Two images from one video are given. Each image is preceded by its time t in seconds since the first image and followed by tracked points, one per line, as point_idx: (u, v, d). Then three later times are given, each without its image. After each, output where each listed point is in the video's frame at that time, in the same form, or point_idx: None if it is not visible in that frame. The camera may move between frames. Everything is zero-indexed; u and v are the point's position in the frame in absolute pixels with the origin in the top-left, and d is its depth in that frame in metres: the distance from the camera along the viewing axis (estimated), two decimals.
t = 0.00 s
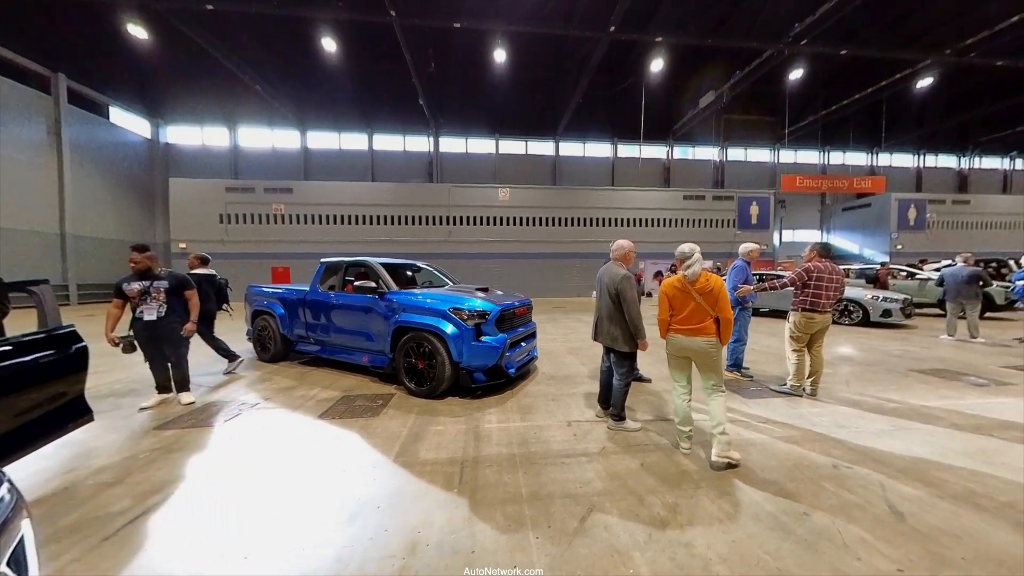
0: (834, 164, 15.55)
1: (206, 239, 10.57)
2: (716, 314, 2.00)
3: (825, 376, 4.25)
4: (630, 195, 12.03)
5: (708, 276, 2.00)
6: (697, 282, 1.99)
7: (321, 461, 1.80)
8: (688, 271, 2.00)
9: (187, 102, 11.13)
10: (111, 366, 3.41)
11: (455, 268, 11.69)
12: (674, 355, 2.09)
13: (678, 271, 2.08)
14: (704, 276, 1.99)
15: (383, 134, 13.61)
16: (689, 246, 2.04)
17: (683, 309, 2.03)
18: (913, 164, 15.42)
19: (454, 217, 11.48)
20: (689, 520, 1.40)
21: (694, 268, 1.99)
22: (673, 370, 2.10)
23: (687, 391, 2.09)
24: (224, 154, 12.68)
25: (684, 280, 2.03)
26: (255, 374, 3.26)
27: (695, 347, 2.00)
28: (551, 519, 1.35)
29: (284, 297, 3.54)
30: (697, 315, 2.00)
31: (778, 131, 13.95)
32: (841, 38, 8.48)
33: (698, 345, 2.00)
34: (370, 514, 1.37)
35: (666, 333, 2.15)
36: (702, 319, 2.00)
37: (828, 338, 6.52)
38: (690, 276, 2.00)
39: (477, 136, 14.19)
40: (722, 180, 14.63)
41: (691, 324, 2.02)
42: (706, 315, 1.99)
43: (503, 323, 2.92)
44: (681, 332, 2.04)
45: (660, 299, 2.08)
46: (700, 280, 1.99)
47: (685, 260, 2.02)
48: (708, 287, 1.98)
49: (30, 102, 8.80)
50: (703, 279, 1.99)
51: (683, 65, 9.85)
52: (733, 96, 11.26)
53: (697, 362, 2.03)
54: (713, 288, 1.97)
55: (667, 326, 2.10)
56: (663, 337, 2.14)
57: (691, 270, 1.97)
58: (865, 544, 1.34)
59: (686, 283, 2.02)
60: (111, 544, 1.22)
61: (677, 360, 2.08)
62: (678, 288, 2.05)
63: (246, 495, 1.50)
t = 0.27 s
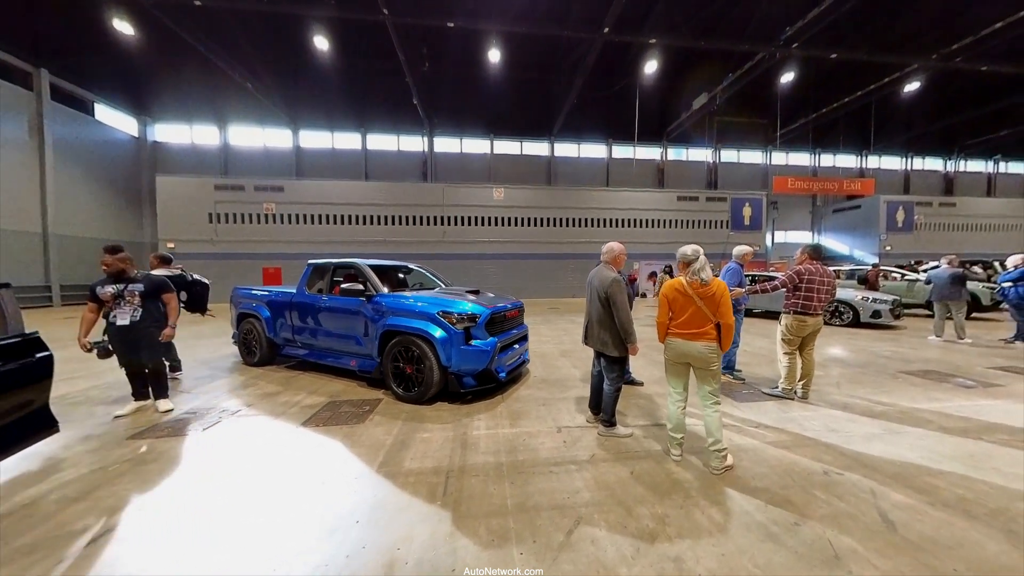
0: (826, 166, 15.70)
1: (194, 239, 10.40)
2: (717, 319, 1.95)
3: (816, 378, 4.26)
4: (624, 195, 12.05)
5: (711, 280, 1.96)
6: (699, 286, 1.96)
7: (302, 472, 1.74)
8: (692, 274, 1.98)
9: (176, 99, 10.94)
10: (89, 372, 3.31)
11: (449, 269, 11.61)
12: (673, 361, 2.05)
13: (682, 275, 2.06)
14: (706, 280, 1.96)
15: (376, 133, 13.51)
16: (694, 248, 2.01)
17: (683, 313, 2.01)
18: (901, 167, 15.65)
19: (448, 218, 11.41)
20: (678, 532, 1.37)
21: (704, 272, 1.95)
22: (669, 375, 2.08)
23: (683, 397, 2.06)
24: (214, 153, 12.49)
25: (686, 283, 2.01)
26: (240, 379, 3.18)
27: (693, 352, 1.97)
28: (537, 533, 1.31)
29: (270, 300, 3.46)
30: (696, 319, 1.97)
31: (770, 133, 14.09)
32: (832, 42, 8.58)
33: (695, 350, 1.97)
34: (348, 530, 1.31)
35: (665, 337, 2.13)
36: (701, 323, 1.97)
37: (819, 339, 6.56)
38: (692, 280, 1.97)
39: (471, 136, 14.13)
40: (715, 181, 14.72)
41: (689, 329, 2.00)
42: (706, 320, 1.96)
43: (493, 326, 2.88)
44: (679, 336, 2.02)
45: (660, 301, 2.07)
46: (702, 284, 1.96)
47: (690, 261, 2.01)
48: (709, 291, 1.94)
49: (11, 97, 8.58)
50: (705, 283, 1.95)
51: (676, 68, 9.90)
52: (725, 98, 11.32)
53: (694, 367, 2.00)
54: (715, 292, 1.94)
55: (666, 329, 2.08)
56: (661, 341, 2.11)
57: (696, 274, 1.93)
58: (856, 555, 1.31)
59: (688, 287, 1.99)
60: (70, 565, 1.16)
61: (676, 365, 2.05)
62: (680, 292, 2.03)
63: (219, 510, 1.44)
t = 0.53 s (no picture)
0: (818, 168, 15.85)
1: (183, 239, 10.21)
2: (721, 322, 1.95)
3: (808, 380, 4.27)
4: (618, 196, 12.06)
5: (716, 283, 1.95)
6: (703, 289, 1.93)
7: (283, 481, 1.67)
8: (695, 276, 1.95)
9: (164, 96, 10.75)
10: (66, 376, 3.20)
11: (443, 269, 11.53)
12: (674, 365, 2.00)
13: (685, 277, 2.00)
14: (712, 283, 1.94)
15: (370, 133, 13.40)
16: (695, 250, 2.02)
17: (686, 316, 1.97)
18: (891, 169, 15.83)
19: (443, 218, 11.34)
20: (670, 543, 1.33)
21: (708, 274, 1.92)
22: (668, 381, 2.04)
23: (680, 403, 2.02)
24: (204, 151, 12.29)
25: (691, 286, 1.97)
26: (224, 383, 3.10)
27: (697, 356, 1.93)
28: (524, 546, 1.27)
29: (256, 302, 3.38)
30: (701, 323, 1.94)
31: (762, 135, 14.21)
32: (822, 45, 8.67)
33: (699, 354, 1.93)
34: (326, 544, 1.25)
35: (664, 341, 2.09)
36: (706, 327, 1.94)
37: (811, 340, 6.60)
38: (698, 283, 1.95)
39: (466, 136, 14.07)
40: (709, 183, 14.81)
41: (692, 333, 1.96)
42: (711, 324, 1.93)
43: (485, 329, 2.84)
44: (682, 340, 1.98)
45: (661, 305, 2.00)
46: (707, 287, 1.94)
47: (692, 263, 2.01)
48: (715, 294, 1.93)
49: None
50: (710, 285, 1.93)
51: (670, 70, 9.94)
52: (718, 100, 11.39)
53: (697, 371, 1.97)
54: (721, 296, 1.92)
55: (667, 333, 2.04)
56: (661, 345, 2.06)
57: (702, 276, 1.89)
58: (850, 565, 1.29)
59: (694, 289, 1.95)
60: None
61: (676, 370, 2.01)
62: (683, 294, 1.98)
63: (192, 524, 1.37)
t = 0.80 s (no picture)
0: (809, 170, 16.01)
1: (171, 239, 10.04)
2: (716, 326, 1.93)
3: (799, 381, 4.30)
4: (613, 197, 12.09)
5: (709, 286, 1.93)
6: (696, 292, 1.92)
7: (263, 490, 1.63)
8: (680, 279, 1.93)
9: (152, 93, 10.56)
10: (43, 382, 3.10)
11: (438, 269, 11.46)
12: (668, 369, 2.00)
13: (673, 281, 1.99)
14: (706, 286, 1.92)
15: (364, 132, 13.29)
16: (687, 252, 2.00)
17: (680, 319, 1.96)
18: (879, 171, 16.08)
19: (437, 218, 11.27)
20: (658, 551, 1.32)
21: (691, 276, 1.89)
22: (662, 384, 2.03)
23: (672, 407, 2.01)
24: (193, 149, 12.10)
25: (682, 289, 1.95)
26: (208, 387, 3.03)
27: (691, 360, 1.93)
28: (509, 557, 1.24)
29: (242, 304, 3.32)
30: (695, 327, 1.93)
31: (754, 137, 14.35)
32: (813, 49, 8.77)
33: (693, 358, 1.92)
34: (304, 558, 1.22)
35: (659, 344, 2.08)
36: (700, 330, 1.93)
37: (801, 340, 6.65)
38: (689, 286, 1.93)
39: (461, 136, 14.00)
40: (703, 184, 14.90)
41: (687, 336, 1.96)
42: (705, 328, 1.92)
43: (475, 331, 2.81)
44: (676, 343, 1.98)
45: (657, 307, 2.00)
46: (701, 290, 1.92)
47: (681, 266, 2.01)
48: (709, 297, 1.91)
49: None
50: (704, 288, 1.92)
51: (664, 72, 9.98)
52: (712, 102, 11.47)
53: (691, 376, 1.95)
54: (716, 299, 1.91)
55: (662, 336, 2.03)
56: (656, 348, 2.06)
57: (682, 278, 1.88)
58: (837, 572, 1.28)
59: (686, 293, 1.92)
60: None
61: (669, 374, 2.00)
62: (677, 297, 1.97)
63: (165, 538, 1.33)
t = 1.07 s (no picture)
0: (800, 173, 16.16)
1: (159, 238, 9.86)
2: (703, 327, 1.91)
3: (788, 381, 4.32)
4: (607, 197, 12.10)
5: (696, 285, 1.92)
6: (682, 292, 1.91)
7: (242, 496, 1.59)
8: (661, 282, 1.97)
9: (140, 90, 10.38)
10: (18, 386, 3.01)
11: (432, 269, 11.37)
12: (657, 369, 1.99)
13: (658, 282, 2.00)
14: (690, 286, 1.91)
15: (358, 131, 13.18)
16: (675, 252, 1.98)
17: (668, 319, 1.95)
18: (868, 173, 16.32)
19: (431, 218, 11.20)
20: (643, 556, 1.30)
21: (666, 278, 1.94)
22: (651, 385, 2.01)
23: (660, 408, 1.99)
24: (183, 147, 11.91)
25: (669, 289, 1.94)
26: (190, 391, 2.96)
27: (679, 360, 1.91)
28: (492, 564, 1.22)
29: (228, 304, 3.26)
30: (683, 327, 1.92)
31: (747, 139, 14.47)
32: (804, 53, 8.86)
33: (681, 358, 1.91)
34: (280, 569, 1.18)
35: (650, 345, 2.08)
36: (688, 331, 1.91)
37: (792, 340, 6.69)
38: (675, 287, 1.92)
39: (455, 135, 13.93)
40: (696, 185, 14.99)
41: (675, 336, 1.95)
42: (693, 328, 1.91)
43: (465, 332, 2.78)
44: (664, 344, 1.97)
45: (644, 308, 2.02)
46: (687, 290, 1.91)
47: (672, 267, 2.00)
48: (696, 297, 1.89)
49: None
50: (691, 289, 1.90)
51: (658, 73, 10.01)
52: (705, 104, 11.54)
53: (680, 376, 1.94)
54: (703, 299, 1.88)
55: (651, 337, 2.04)
56: (646, 349, 2.06)
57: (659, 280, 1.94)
58: None
59: (671, 293, 1.93)
60: None
61: (659, 374, 1.99)
62: (664, 298, 1.97)
63: (136, 547, 1.28)
